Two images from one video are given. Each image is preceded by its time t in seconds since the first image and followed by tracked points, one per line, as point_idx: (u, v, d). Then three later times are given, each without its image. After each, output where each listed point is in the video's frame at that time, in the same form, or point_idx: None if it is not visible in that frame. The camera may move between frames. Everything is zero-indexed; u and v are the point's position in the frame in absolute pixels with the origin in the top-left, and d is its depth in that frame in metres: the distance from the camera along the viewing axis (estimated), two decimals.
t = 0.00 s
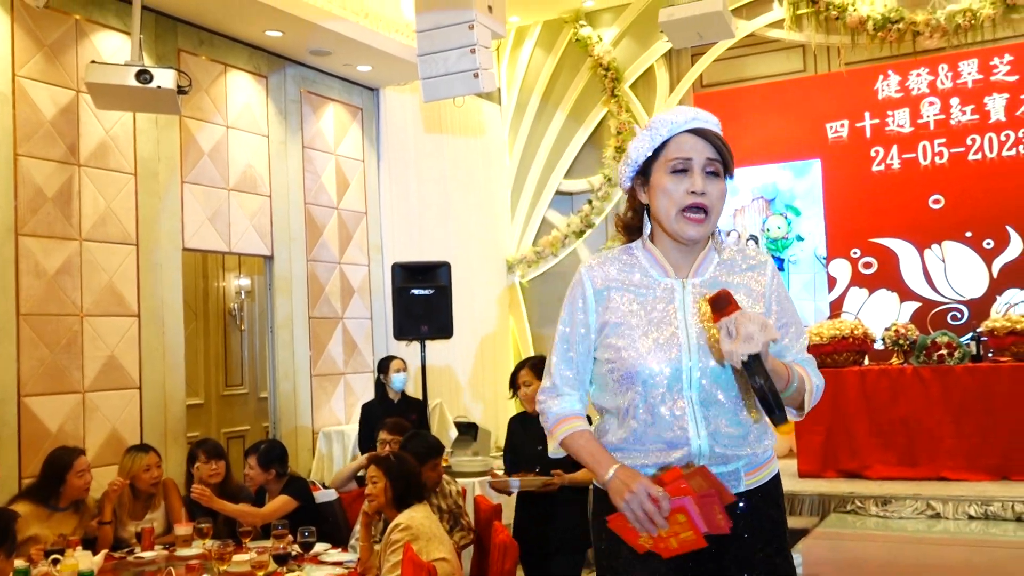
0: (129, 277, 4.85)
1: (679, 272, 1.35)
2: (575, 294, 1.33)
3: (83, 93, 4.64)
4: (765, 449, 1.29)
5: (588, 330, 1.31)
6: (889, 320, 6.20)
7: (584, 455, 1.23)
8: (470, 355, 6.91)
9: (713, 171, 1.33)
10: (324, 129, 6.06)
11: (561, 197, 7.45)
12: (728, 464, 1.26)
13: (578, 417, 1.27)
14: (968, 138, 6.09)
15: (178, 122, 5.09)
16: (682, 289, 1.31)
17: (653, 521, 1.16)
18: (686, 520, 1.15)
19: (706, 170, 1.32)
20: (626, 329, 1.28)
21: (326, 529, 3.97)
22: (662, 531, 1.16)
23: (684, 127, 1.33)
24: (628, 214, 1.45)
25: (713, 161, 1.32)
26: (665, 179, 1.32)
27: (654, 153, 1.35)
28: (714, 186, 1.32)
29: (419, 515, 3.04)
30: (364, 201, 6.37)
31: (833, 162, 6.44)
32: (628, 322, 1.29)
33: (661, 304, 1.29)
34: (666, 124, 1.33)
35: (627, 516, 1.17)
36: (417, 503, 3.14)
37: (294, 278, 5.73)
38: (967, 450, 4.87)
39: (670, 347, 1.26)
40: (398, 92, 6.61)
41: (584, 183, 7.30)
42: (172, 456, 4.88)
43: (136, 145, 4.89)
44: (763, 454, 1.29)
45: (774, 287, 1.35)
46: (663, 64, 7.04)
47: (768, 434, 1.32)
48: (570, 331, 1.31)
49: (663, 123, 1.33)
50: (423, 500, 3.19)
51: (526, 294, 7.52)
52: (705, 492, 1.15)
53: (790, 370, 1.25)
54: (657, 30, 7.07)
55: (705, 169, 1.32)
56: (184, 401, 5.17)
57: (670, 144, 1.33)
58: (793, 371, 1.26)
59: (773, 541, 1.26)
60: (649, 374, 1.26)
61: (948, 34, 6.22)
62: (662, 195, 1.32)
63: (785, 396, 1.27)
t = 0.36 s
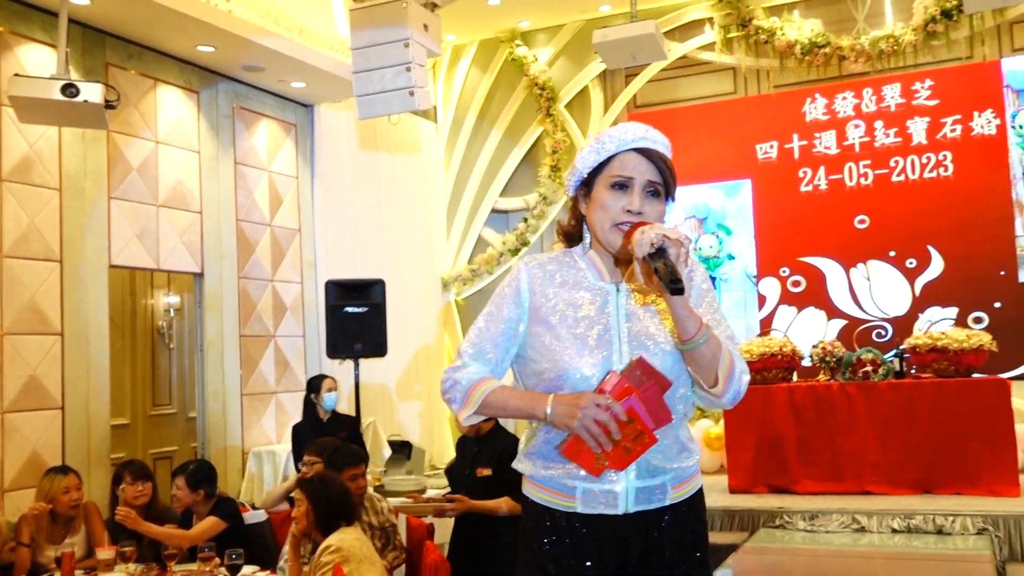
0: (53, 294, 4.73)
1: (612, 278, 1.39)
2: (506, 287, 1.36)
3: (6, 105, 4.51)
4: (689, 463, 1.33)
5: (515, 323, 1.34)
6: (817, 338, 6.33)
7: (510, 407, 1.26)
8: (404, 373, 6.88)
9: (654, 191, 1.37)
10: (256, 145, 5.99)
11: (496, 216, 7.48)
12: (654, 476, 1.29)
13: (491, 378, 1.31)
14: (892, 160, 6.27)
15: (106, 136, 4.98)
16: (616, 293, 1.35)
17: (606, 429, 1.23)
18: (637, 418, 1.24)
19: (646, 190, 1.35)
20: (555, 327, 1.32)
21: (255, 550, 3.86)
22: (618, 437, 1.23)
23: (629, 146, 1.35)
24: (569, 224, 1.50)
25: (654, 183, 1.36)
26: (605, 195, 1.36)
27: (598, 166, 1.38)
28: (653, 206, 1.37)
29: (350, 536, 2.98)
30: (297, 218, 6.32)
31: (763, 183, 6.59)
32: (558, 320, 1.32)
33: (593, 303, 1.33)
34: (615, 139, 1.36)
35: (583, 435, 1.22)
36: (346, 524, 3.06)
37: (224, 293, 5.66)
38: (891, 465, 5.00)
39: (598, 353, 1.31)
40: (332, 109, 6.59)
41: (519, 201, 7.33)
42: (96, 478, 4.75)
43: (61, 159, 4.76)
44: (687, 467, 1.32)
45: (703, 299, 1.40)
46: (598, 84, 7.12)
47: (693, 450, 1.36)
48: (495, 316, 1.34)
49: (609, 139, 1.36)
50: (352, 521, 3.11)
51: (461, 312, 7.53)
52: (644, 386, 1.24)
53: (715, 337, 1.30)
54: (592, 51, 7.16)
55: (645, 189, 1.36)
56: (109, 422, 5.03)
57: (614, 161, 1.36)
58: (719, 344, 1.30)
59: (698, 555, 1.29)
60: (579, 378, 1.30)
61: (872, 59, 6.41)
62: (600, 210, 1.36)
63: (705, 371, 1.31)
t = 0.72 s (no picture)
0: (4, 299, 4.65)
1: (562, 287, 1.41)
2: (460, 302, 1.42)
3: None
4: (646, 465, 1.34)
5: (472, 340, 1.40)
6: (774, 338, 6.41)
7: (467, 436, 1.31)
8: (364, 375, 6.87)
9: (602, 198, 1.39)
10: (212, 147, 5.94)
11: (456, 218, 7.46)
12: (609, 482, 1.31)
13: (460, 406, 1.36)
14: (846, 162, 6.38)
15: (57, 139, 4.91)
16: (563, 304, 1.37)
17: (545, 464, 1.25)
18: (575, 455, 1.25)
19: (593, 195, 1.38)
20: (505, 341, 1.35)
21: (215, 555, 3.69)
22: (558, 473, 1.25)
23: (582, 150, 1.38)
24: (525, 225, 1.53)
25: (603, 189, 1.38)
26: (554, 196, 1.38)
27: (551, 169, 1.41)
28: (601, 213, 1.39)
29: (309, 542, 2.75)
30: (254, 221, 6.29)
31: (720, 184, 6.66)
32: (507, 335, 1.36)
33: (541, 316, 1.36)
34: (568, 143, 1.39)
35: (520, 471, 1.25)
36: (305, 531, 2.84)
37: (181, 298, 5.62)
38: (847, 461, 5.07)
39: (547, 364, 1.33)
40: (289, 111, 6.56)
41: (479, 204, 7.34)
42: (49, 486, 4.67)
43: (12, 162, 4.67)
44: (645, 471, 1.34)
45: (655, 300, 1.39)
46: (556, 87, 7.16)
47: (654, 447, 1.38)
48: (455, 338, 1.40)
49: (563, 142, 1.38)
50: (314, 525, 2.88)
51: (421, 315, 7.52)
52: (581, 422, 1.26)
53: (656, 343, 1.28)
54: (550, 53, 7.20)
55: (594, 195, 1.38)
56: (63, 429, 4.95)
57: (567, 163, 1.39)
58: (660, 349, 1.29)
59: (656, 556, 1.32)
60: (528, 389, 1.32)
61: (825, 62, 6.51)
62: (548, 210, 1.38)
63: (645, 377, 1.30)
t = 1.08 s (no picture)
0: None
1: (566, 291, 1.41)
2: (461, 307, 1.41)
3: None
4: (650, 468, 1.36)
5: (475, 346, 1.39)
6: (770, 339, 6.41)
7: (482, 444, 1.29)
8: (362, 381, 6.87)
9: (601, 188, 1.41)
10: (208, 154, 5.95)
11: (451, 222, 7.47)
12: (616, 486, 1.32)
13: (467, 414, 1.33)
14: (840, 162, 6.39)
15: (52, 146, 4.90)
16: (568, 309, 1.38)
17: (565, 464, 1.23)
18: (594, 453, 1.25)
19: (595, 186, 1.40)
20: (510, 346, 1.35)
21: (216, 562, 3.65)
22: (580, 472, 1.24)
23: (572, 146, 1.41)
24: (510, 238, 1.52)
25: (600, 179, 1.41)
26: (558, 195, 1.39)
27: (542, 172, 1.42)
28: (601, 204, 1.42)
29: (310, 549, 2.74)
30: (250, 227, 6.28)
31: (715, 186, 6.68)
32: (513, 340, 1.35)
33: (546, 321, 1.36)
34: (555, 144, 1.41)
35: (542, 471, 1.23)
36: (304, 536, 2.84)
37: (177, 305, 5.60)
38: (845, 462, 5.07)
39: (555, 369, 1.33)
40: (284, 117, 6.56)
41: (474, 208, 7.35)
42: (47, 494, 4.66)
43: (7, 170, 4.66)
44: (649, 473, 1.36)
45: (659, 301, 1.41)
46: (550, 91, 7.17)
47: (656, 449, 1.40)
48: (457, 345, 1.39)
49: (552, 141, 1.40)
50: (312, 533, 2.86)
51: (418, 319, 7.51)
52: (600, 418, 1.26)
53: (670, 336, 1.32)
54: (543, 57, 7.21)
55: (594, 186, 1.41)
56: (60, 437, 4.94)
57: (560, 162, 1.41)
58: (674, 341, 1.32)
59: (660, 561, 1.33)
60: (538, 393, 1.32)
61: (819, 64, 6.53)
62: (556, 211, 1.38)
63: (661, 368, 1.33)
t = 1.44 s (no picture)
0: None
1: (566, 289, 1.44)
2: (470, 304, 1.39)
3: None
4: (645, 468, 1.41)
5: (486, 342, 1.36)
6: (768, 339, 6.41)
7: (514, 434, 1.26)
8: (360, 382, 6.87)
9: (587, 180, 1.47)
10: (204, 156, 5.94)
11: (448, 223, 7.47)
12: (622, 484, 1.36)
13: (489, 409, 1.30)
14: (837, 162, 6.40)
15: (48, 148, 4.90)
16: (572, 307, 1.41)
17: (613, 414, 1.24)
18: (634, 391, 1.28)
19: (583, 178, 1.45)
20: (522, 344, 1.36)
21: (215, 565, 3.64)
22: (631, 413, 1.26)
23: (554, 144, 1.46)
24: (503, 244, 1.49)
25: (585, 171, 1.47)
26: (553, 192, 1.42)
27: (530, 173, 1.46)
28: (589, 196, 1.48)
29: (309, 553, 2.74)
30: (247, 229, 6.27)
31: (712, 186, 6.68)
32: (526, 338, 1.36)
33: (554, 319, 1.38)
34: (538, 144, 1.46)
35: (595, 430, 1.22)
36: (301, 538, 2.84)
37: (174, 307, 5.59)
38: (842, 462, 5.08)
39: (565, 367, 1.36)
40: (280, 119, 6.55)
41: (472, 209, 7.35)
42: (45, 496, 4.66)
43: (3, 172, 4.65)
44: (646, 473, 1.41)
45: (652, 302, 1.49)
46: (547, 91, 7.17)
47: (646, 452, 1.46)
48: (469, 341, 1.36)
49: (533, 141, 1.45)
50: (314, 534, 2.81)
51: (415, 320, 7.51)
52: (629, 358, 1.29)
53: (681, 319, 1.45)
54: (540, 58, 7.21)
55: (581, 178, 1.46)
56: (57, 439, 4.93)
57: (545, 161, 1.45)
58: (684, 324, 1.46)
59: (653, 559, 1.38)
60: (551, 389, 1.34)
61: (815, 64, 6.53)
62: (554, 206, 1.41)
63: (674, 351, 1.45)
